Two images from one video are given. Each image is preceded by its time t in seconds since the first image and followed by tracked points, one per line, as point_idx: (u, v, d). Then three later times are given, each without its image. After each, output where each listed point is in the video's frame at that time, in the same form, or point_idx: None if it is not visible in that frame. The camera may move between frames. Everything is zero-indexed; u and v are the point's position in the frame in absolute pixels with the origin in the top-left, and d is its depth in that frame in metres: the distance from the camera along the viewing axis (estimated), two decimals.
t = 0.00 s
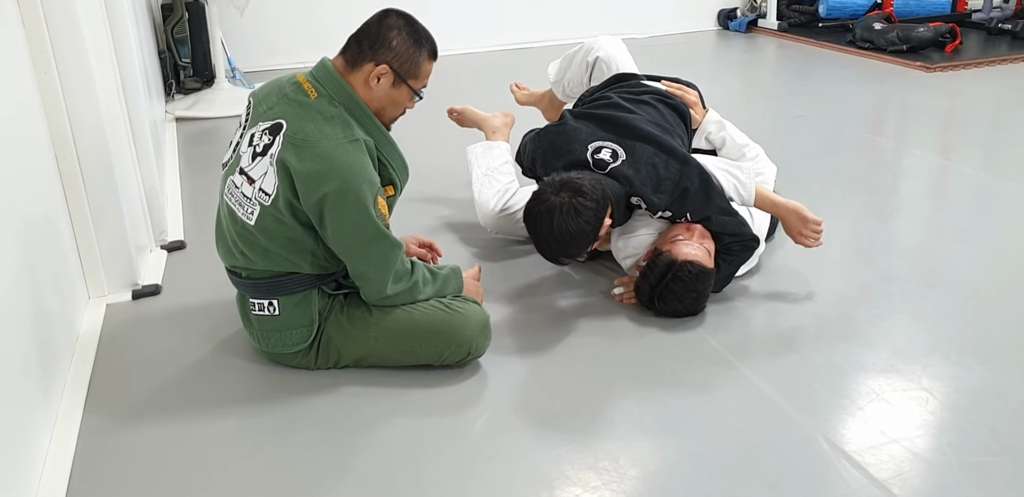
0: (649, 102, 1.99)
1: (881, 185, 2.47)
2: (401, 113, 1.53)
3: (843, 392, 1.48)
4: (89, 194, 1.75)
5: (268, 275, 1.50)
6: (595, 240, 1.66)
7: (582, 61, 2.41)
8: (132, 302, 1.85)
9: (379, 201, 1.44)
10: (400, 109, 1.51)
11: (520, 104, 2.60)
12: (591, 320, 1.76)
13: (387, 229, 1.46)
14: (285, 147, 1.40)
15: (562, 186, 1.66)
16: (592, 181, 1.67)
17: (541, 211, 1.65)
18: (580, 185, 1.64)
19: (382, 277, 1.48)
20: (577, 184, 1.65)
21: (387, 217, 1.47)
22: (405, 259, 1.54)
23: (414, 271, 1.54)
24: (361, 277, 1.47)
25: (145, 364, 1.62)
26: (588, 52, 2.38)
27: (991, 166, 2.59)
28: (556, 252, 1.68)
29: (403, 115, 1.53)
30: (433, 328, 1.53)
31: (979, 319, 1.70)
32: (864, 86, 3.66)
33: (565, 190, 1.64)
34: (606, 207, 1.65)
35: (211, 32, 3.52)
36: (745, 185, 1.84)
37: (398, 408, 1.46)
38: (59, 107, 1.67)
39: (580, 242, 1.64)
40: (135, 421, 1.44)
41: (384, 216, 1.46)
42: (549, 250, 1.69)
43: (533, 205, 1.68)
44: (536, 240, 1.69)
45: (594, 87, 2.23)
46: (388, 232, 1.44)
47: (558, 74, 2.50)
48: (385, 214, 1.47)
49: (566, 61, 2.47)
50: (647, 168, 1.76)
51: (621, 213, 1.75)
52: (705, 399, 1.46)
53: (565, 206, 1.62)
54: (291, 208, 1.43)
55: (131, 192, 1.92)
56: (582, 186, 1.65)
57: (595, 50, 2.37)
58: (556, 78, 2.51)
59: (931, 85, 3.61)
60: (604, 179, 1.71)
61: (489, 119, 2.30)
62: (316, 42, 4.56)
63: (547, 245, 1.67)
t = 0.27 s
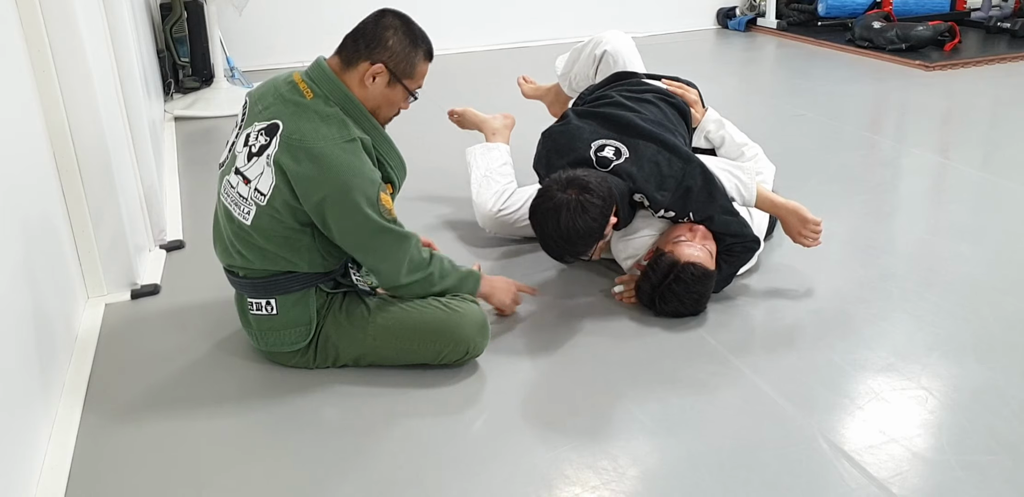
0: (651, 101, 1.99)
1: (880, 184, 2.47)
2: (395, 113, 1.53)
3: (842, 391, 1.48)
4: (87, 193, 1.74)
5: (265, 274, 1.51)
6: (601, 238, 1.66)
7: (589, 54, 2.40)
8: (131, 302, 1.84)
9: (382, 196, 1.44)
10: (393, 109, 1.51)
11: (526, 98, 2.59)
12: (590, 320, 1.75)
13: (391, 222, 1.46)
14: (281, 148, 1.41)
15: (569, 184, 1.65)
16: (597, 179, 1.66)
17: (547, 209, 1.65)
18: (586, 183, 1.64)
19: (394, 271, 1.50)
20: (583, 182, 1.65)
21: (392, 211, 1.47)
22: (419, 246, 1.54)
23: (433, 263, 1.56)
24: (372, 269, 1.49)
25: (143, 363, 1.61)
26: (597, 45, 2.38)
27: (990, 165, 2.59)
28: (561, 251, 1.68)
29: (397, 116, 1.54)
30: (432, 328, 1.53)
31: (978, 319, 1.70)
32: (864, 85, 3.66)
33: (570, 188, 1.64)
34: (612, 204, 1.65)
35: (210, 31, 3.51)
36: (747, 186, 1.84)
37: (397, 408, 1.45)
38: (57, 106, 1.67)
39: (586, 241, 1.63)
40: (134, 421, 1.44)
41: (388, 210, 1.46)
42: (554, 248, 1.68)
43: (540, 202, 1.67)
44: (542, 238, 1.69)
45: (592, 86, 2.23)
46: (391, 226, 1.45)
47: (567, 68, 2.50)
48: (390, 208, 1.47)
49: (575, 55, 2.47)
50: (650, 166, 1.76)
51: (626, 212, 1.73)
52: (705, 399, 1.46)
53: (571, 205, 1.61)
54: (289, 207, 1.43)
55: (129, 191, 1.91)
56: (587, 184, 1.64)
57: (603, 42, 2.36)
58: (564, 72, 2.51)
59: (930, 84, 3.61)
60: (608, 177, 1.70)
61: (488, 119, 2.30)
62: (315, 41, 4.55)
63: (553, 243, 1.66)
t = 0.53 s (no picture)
0: (650, 98, 1.99)
1: (879, 184, 2.48)
2: (403, 113, 1.57)
3: (842, 391, 1.48)
4: (87, 193, 1.74)
5: (274, 271, 1.50)
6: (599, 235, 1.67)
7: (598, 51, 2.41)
8: (130, 302, 1.84)
9: (410, 185, 1.45)
10: (402, 107, 1.56)
11: (536, 90, 2.60)
12: (590, 319, 1.75)
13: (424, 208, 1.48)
14: (304, 147, 1.41)
15: (569, 181, 1.65)
16: (596, 178, 1.65)
17: (546, 206, 1.65)
18: (584, 179, 1.64)
19: (436, 255, 1.49)
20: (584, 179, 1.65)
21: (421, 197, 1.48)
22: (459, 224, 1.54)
23: (479, 239, 1.55)
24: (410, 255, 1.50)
25: (143, 363, 1.61)
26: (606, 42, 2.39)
27: (988, 165, 2.60)
28: (562, 247, 1.70)
29: (404, 115, 1.58)
30: (434, 326, 1.53)
31: (977, 319, 1.70)
32: (862, 85, 3.66)
33: (570, 185, 1.64)
34: (612, 201, 1.65)
35: (209, 31, 3.51)
36: (743, 182, 1.85)
37: (397, 407, 1.45)
38: (57, 107, 1.67)
39: (586, 238, 1.64)
40: (133, 421, 1.43)
41: (418, 197, 1.48)
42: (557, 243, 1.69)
43: (540, 199, 1.67)
44: (543, 234, 1.70)
45: (589, 85, 2.25)
46: (424, 213, 1.46)
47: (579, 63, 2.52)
48: (419, 194, 1.48)
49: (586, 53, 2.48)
50: (648, 163, 1.76)
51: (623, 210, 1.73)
52: (704, 399, 1.46)
53: (570, 202, 1.62)
54: (314, 204, 1.44)
55: (129, 191, 1.91)
56: (586, 180, 1.64)
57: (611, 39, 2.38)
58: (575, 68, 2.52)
59: (928, 85, 3.61)
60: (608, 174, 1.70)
61: (491, 117, 2.31)
62: (314, 41, 4.55)
63: (553, 239, 1.68)
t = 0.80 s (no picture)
0: (658, 102, 2.00)
1: (879, 187, 2.48)
2: (414, 117, 1.60)
3: (841, 394, 1.48)
4: (87, 194, 1.74)
5: (278, 265, 1.51)
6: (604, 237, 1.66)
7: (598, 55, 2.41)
8: (129, 303, 1.84)
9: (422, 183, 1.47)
10: (414, 110, 1.58)
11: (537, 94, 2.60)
12: (590, 321, 1.76)
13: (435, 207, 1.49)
14: (320, 140, 1.43)
15: (574, 181, 1.65)
16: (599, 177, 1.66)
17: (552, 206, 1.65)
18: (590, 180, 1.65)
19: (442, 256, 1.50)
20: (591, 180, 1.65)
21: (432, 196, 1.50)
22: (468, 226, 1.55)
23: (487, 244, 1.56)
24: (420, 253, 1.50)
25: (143, 363, 1.61)
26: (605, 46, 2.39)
27: (988, 168, 2.60)
28: (566, 248, 1.69)
29: (415, 120, 1.61)
30: (437, 325, 1.53)
31: (977, 322, 1.71)
32: (862, 88, 3.67)
33: (576, 186, 1.64)
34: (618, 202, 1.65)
35: (209, 32, 3.51)
36: (748, 188, 1.86)
37: (397, 409, 1.45)
38: (57, 108, 1.67)
39: (591, 239, 1.64)
40: (132, 422, 1.43)
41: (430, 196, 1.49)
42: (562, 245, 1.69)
43: (545, 199, 1.67)
44: (547, 235, 1.70)
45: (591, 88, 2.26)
46: (436, 210, 1.47)
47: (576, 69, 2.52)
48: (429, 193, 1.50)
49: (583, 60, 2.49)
50: (654, 167, 1.76)
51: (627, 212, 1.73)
52: (704, 401, 1.47)
53: (575, 202, 1.62)
54: (327, 197, 1.45)
55: (129, 192, 1.91)
56: (592, 182, 1.65)
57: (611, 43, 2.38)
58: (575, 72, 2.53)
59: (928, 87, 3.62)
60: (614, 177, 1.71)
61: (490, 119, 2.30)
62: (314, 43, 4.55)
63: (557, 240, 1.67)
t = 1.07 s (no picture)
0: (660, 105, 2.00)
1: (878, 190, 2.48)
2: (410, 112, 1.61)
3: (839, 397, 1.48)
4: (87, 193, 1.75)
5: (280, 262, 1.51)
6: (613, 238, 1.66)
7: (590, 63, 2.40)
8: (129, 303, 1.84)
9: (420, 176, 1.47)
10: (411, 105, 1.59)
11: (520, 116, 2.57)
12: (589, 323, 1.76)
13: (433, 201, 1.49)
14: (320, 134, 1.43)
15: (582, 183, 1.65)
16: (609, 180, 1.66)
17: (560, 209, 1.64)
18: (597, 183, 1.65)
19: (439, 251, 1.50)
20: (598, 182, 1.65)
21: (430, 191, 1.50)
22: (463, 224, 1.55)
23: (481, 243, 1.56)
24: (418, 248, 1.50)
25: (143, 363, 1.61)
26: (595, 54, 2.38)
27: (988, 171, 2.60)
28: (572, 252, 1.68)
29: (412, 114, 1.61)
30: (436, 326, 1.53)
31: (975, 325, 1.71)
32: (862, 90, 3.67)
33: (583, 187, 1.64)
34: (625, 205, 1.65)
35: (210, 33, 3.52)
36: (751, 193, 1.85)
37: (396, 409, 1.45)
38: (57, 108, 1.67)
39: (599, 239, 1.64)
40: (131, 421, 1.43)
41: (427, 190, 1.49)
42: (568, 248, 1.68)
43: (553, 202, 1.66)
44: (554, 236, 1.69)
45: (593, 91, 2.28)
46: (433, 203, 1.47)
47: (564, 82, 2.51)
48: (427, 187, 1.50)
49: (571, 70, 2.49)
50: (659, 170, 1.76)
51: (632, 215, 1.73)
52: (702, 403, 1.47)
53: (584, 204, 1.62)
54: (327, 191, 1.45)
55: (129, 192, 1.91)
56: (600, 184, 1.65)
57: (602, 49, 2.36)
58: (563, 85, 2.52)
59: (928, 90, 3.62)
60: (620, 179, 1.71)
61: (493, 117, 2.30)
62: (315, 43, 4.56)
63: (565, 242, 1.67)
